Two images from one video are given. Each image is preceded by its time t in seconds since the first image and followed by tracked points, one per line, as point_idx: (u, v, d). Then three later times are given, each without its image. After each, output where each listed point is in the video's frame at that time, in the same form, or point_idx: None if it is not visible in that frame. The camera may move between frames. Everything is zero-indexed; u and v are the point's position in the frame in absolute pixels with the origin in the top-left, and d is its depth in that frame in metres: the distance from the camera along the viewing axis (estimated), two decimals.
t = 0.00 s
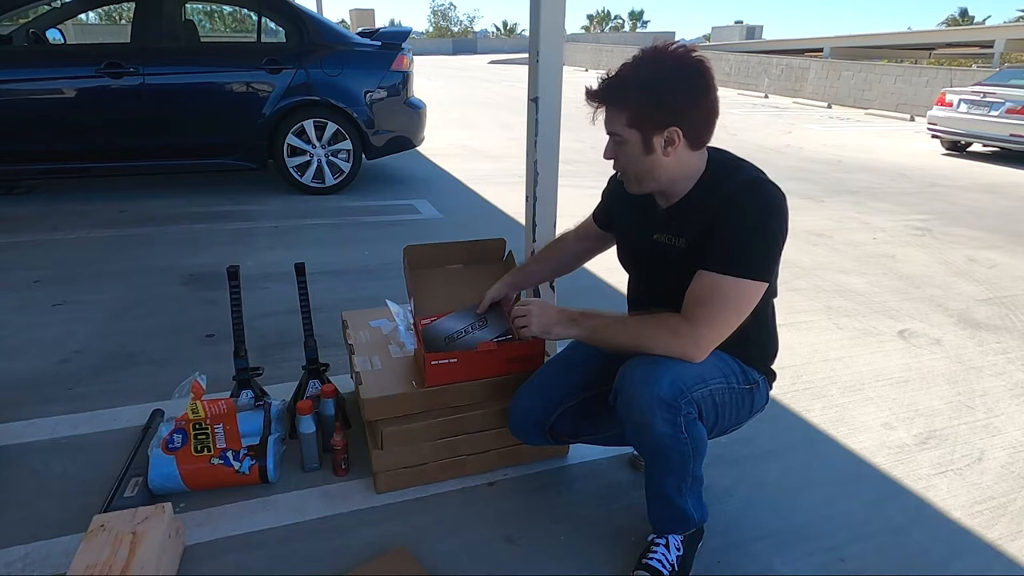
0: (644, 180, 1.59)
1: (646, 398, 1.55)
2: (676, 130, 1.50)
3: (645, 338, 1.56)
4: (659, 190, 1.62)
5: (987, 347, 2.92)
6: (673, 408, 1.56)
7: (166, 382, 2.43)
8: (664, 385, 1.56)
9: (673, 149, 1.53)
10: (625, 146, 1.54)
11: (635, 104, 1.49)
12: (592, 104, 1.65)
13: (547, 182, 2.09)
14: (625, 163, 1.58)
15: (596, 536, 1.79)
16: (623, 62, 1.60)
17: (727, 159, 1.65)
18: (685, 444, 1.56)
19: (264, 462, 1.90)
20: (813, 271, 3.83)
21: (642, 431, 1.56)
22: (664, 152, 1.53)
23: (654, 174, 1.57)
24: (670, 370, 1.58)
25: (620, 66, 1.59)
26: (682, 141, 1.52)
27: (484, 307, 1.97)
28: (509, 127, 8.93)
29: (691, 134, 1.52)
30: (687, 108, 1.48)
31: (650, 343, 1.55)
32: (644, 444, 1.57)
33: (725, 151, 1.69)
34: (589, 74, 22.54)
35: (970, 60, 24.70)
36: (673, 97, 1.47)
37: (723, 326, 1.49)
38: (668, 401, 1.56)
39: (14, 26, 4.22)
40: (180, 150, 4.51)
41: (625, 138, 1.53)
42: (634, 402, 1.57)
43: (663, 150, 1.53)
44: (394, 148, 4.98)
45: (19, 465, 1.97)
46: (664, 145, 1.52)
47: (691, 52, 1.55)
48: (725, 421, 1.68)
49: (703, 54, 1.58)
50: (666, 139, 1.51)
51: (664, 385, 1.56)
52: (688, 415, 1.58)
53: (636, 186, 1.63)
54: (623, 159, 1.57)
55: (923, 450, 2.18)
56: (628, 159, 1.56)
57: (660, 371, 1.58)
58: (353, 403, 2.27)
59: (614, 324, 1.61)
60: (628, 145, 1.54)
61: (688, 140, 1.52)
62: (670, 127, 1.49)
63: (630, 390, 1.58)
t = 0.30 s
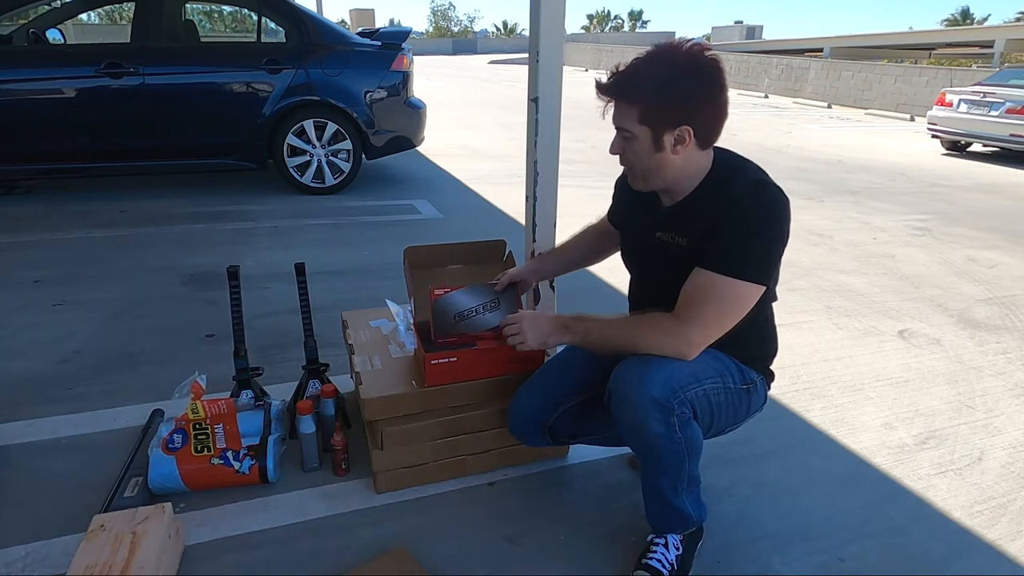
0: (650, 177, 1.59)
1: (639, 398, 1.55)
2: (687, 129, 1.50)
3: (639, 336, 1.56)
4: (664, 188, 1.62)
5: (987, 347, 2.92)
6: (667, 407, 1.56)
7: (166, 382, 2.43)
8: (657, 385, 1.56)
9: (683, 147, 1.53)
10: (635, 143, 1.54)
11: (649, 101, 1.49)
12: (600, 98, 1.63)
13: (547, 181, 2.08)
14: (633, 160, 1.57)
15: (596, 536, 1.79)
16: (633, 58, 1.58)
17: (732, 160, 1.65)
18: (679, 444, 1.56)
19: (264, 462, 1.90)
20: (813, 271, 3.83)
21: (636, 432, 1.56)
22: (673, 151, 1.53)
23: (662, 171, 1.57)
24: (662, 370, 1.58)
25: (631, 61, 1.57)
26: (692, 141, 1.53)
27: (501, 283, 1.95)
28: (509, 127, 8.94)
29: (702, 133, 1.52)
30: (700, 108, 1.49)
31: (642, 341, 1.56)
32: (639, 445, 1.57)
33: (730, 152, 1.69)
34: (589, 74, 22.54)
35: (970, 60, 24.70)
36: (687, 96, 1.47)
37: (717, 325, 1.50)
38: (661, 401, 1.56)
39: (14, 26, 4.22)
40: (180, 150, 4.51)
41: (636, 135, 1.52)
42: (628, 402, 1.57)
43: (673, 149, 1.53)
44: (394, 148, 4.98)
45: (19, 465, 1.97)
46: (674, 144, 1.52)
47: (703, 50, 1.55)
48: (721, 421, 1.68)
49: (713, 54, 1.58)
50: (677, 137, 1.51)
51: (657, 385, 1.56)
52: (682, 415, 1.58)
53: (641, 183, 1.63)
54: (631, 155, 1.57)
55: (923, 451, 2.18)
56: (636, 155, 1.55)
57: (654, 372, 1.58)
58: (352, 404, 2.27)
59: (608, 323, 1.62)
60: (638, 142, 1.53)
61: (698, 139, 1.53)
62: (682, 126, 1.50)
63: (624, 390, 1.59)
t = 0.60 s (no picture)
0: (660, 178, 1.60)
1: (636, 401, 1.55)
2: (695, 129, 1.50)
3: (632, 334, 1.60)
4: (672, 186, 1.63)
5: (987, 347, 2.92)
6: (665, 410, 1.56)
7: (166, 382, 2.43)
8: (655, 388, 1.56)
9: (690, 147, 1.54)
10: (641, 148, 1.54)
11: (655, 108, 1.48)
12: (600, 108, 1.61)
13: (547, 181, 2.09)
14: (642, 165, 1.57)
15: (596, 536, 1.79)
16: (629, 63, 1.56)
17: (732, 158, 1.65)
18: (678, 445, 1.56)
19: (264, 462, 1.90)
20: (813, 271, 3.83)
21: (635, 434, 1.56)
22: (681, 151, 1.54)
23: (670, 171, 1.58)
24: (659, 372, 1.58)
25: (627, 68, 1.55)
26: (699, 139, 1.53)
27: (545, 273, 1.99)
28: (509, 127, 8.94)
29: (707, 131, 1.53)
30: (704, 108, 1.49)
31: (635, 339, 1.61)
32: (637, 447, 1.57)
33: (729, 150, 1.69)
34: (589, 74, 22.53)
35: (970, 60, 24.69)
36: (692, 99, 1.47)
37: (708, 321, 1.52)
38: (659, 403, 1.55)
39: (14, 26, 4.22)
40: (180, 150, 4.51)
41: (642, 141, 1.52)
42: (625, 405, 1.57)
43: (681, 149, 1.54)
44: (394, 148, 4.98)
45: (20, 465, 1.97)
46: (682, 145, 1.53)
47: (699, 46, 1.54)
48: (720, 421, 1.68)
49: (709, 46, 1.57)
50: (685, 138, 1.51)
51: (654, 387, 1.56)
52: (680, 416, 1.58)
53: (650, 185, 1.63)
54: (638, 161, 1.57)
55: (923, 451, 2.18)
56: (644, 160, 1.56)
57: (651, 374, 1.58)
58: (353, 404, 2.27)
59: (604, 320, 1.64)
60: (645, 148, 1.53)
61: (705, 136, 1.53)
62: (689, 128, 1.50)
63: (621, 392, 1.58)
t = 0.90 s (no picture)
0: (674, 179, 1.59)
1: (647, 400, 1.55)
2: (706, 126, 1.50)
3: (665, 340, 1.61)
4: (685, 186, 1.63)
5: (987, 347, 2.92)
6: (674, 410, 1.56)
7: (166, 382, 2.43)
8: (665, 388, 1.56)
9: (702, 143, 1.54)
10: (654, 151, 1.53)
11: (667, 110, 1.47)
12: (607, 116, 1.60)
13: (547, 182, 2.09)
14: (656, 168, 1.57)
15: (596, 536, 1.79)
16: (631, 69, 1.55)
17: (733, 153, 1.65)
18: (686, 446, 1.56)
19: (264, 462, 1.90)
20: (813, 271, 3.83)
21: (643, 434, 1.56)
22: (694, 149, 1.54)
23: (684, 170, 1.58)
24: (670, 372, 1.58)
25: (630, 73, 1.55)
26: (711, 135, 1.53)
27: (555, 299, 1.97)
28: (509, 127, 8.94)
29: (718, 125, 1.53)
30: (714, 103, 1.49)
31: (669, 345, 1.62)
32: (645, 447, 1.57)
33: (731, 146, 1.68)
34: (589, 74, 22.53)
35: (970, 60, 24.69)
36: (702, 96, 1.47)
37: (735, 318, 1.53)
38: (669, 403, 1.55)
39: (14, 26, 4.22)
40: (180, 150, 4.51)
41: (654, 144, 1.51)
42: (634, 405, 1.56)
43: (694, 147, 1.54)
44: (394, 148, 4.98)
45: (20, 465, 1.97)
46: (694, 142, 1.53)
47: (696, 43, 1.54)
48: (725, 422, 1.68)
49: (706, 42, 1.57)
50: (697, 135, 1.51)
51: (665, 387, 1.55)
52: (689, 417, 1.58)
53: (664, 188, 1.63)
54: (651, 165, 1.56)
55: (923, 450, 2.18)
56: (657, 163, 1.55)
57: (662, 374, 1.57)
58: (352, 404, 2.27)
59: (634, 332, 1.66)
60: (657, 149, 1.52)
61: (715, 131, 1.53)
62: (701, 125, 1.50)
63: (631, 391, 1.58)
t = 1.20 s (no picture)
0: (676, 181, 1.60)
1: (652, 400, 1.54)
2: (709, 129, 1.51)
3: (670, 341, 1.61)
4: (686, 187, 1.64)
5: (987, 347, 2.92)
6: (680, 410, 1.55)
7: (166, 382, 2.43)
8: (671, 388, 1.55)
9: (704, 146, 1.54)
10: (658, 156, 1.53)
11: (672, 115, 1.47)
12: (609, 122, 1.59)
13: (547, 182, 2.09)
14: (659, 173, 1.57)
15: (596, 536, 1.79)
16: (632, 74, 1.54)
17: (733, 151, 1.65)
18: (690, 446, 1.56)
19: (264, 462, 1.90)
20: (813, 271, 3.83)
21: (648, 434, 1.56)
22: (697, 152, 1.54)
23: (687, 173, 1.58)
24: (675, 372, 1.57)
25: (631, 79, 1.53)
26: (713, 138, 1.54)
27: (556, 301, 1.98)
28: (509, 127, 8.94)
29: (719, 128, 1.53)
30: (716, 107, 1.49)
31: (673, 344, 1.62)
32: (649, 447, 1.57)
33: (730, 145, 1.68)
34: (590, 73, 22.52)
35: (970, 60, 24.70)
36: (705, 101, 1.47)
37: (739, 316, 1.53)
38: (674, 404, 1.55)
39: (14, 26, 4.22)
40: (180, 150, 4.51)
41: (659, 149, 1.51)
42: (640, 404, 1.56)
43: (697, 150, 1.54)
44: (394, 148, 4.98)
45: (20, 465, 1.97)
46: (697, 146, 1.53)
47: (694, 45, 1.54)
48: (728, 422, 1.68)
49: (703, 43, 1.57)
50: (700, 139, 1.52)
51: (670, 387, 1.55)
52: (693, 417, 1.57)
53: (666, 190, 1.63)
54: (655, 169, 1.56)
55: (923, 451, 2.18)
56: (662, 168, 1.55)
57: (667, 374, 1.57)
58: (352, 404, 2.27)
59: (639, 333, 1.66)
60: (662, 155, 1.52)
61: (717, 133, 1.54)
62: (704, 129, 1.50)
63: (636, 390, 1.58)
